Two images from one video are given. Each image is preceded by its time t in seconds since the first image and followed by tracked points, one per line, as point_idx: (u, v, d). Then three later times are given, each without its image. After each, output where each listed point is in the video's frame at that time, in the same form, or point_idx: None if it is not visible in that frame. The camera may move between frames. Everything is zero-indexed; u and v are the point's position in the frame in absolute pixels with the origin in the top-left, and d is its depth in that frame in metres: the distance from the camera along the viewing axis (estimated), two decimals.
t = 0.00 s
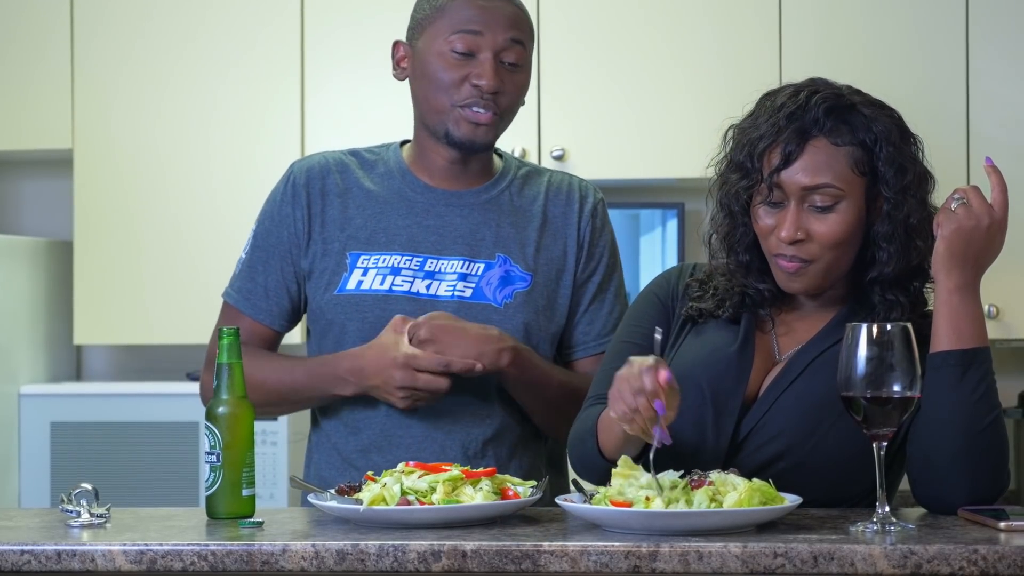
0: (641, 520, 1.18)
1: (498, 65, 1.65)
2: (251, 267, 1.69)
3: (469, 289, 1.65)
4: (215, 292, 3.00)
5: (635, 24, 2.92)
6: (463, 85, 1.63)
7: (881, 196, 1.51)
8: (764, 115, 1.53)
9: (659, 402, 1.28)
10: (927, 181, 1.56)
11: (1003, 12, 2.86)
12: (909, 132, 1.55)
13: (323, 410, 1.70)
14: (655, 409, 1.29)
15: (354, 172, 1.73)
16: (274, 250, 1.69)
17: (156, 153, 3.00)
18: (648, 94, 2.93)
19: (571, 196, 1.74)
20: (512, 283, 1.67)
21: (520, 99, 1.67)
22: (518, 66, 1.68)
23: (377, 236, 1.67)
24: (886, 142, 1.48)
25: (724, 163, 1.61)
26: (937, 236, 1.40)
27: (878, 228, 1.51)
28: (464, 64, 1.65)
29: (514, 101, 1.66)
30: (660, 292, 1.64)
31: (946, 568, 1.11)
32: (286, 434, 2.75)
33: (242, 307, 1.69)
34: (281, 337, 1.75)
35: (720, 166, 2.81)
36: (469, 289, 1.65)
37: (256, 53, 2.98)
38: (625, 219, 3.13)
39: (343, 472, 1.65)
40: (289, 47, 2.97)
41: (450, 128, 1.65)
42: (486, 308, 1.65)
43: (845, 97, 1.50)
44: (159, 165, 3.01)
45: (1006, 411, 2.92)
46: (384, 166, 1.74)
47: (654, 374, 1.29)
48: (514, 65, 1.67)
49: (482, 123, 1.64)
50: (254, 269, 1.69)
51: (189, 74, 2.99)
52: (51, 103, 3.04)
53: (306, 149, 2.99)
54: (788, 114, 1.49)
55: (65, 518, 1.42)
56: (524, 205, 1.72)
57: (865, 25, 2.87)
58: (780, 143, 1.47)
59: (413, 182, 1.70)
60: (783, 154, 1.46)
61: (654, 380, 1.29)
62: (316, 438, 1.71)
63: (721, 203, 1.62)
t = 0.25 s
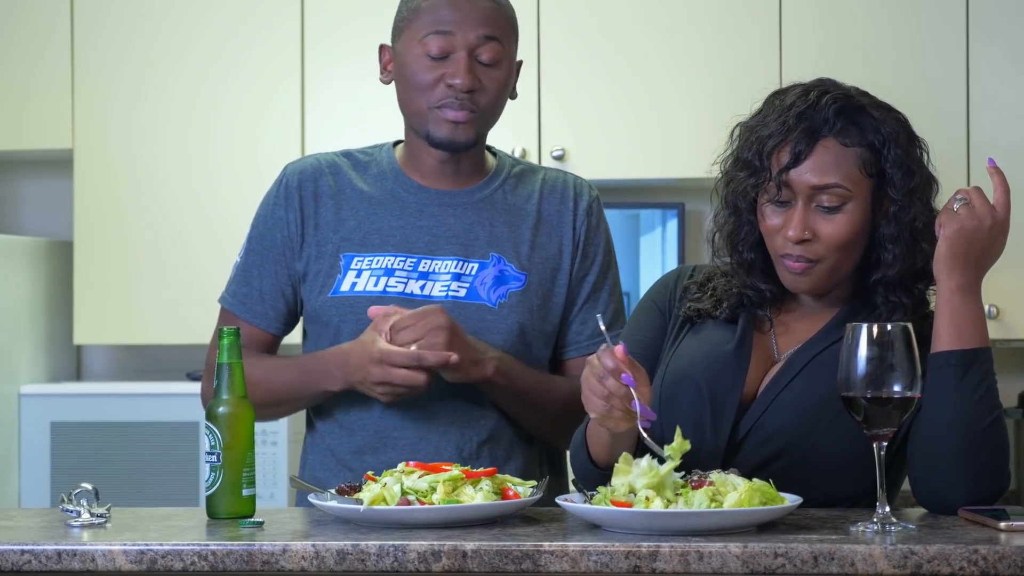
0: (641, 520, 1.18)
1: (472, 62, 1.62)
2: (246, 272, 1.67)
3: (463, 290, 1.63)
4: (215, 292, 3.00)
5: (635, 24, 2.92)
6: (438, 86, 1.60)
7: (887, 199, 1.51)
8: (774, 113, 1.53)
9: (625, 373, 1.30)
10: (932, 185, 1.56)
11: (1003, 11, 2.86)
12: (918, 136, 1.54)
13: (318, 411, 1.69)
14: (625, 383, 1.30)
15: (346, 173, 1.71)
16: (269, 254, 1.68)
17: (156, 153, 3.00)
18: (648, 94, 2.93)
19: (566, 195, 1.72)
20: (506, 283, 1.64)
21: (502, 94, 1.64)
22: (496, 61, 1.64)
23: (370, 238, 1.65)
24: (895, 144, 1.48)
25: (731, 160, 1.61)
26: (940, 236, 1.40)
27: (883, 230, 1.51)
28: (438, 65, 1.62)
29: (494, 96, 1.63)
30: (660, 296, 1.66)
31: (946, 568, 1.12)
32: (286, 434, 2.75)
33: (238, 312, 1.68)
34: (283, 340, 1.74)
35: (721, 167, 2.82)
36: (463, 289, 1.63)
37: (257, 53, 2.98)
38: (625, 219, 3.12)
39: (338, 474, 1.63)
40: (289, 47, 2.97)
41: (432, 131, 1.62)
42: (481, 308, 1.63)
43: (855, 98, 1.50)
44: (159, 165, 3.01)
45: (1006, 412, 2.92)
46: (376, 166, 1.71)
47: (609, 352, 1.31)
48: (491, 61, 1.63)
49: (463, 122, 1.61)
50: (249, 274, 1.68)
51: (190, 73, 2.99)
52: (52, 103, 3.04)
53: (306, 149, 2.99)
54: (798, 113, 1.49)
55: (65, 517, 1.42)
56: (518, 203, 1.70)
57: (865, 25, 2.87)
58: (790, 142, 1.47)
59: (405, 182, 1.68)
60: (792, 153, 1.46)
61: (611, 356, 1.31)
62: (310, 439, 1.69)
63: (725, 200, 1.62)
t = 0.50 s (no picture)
0: (641, 520, 1.18)
1: (435, 61, 1.59)
2: (244, 267, 1.66)
3: (460, 293, 1.63)
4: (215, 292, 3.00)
5: (636, 24, 2.92)
6: (402, 89, 1.58)
7: (892, 197, 1.51)
8: (776, 115, 1.53)
9: (650, 378, 1.30)
10: (935, 184, 1.56)
11: (1004, 11, 2.86)
12: (920, 135, 1.54)
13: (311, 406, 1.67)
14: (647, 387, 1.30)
15: (344, 170, 1.70)
16: (267, 249, 1.66)
17: (156, 153, 3.00)
18: (649, 94, 2.93)
19: (565, 196, 1.72)
20: (504, 286, 1.64)
21: (476, 88, 1.60)
22: (464, 56, 1.60)
23: (368, 238, 1.65)
24: (898, 144, 1.48)
25: (734, 162, 1.61)
26: (943, 236, 1.39)
27: (888, 229, 1.50)
28: (401, 67, 1.59)
29: (464, 92, 1.59)
30: (665, 297, 1.66)
31: (946, 568, 1.12)
32: (286, 434, 2.75)
33: (239, 309, 1.66)
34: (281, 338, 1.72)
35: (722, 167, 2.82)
36: (461, 292, 1.63)
37: (257, 52, 2.98)
38: (626, 220, 3.13)
39: (333, 475, 1.63)
40: (289, 47, 2.97)
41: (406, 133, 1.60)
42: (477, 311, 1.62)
43: (856, 98, 1.50)
44: (159, 165, 3.01)
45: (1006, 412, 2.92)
46: (374, 163, 1.70)
47: (641, 352, 1.30)
48: (457, 56, 1.60)
49: (434, 120, 1.59)
50: (247, 270, 1.66)
51: (190, 73, 2.99)
52: (52, 103, 3.04)
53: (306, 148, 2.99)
54: (800, 114, 1.49)
55: (65, 517, 1.42)
56: (516, 204, 1.69)
57: (865, 24, 2.87)
58: (793, 143, 1.47)
59: (402, 182, 1.67)
60: (795, 154, 1.46)
61: (643, 357, 1.30)
62: (303, 438, 1.68)
63: (728, 202, 1.62)
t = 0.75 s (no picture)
0: (641, 520, 1.18)
1: (434, 62, 1.59)
2: (244, 269, 1.65)
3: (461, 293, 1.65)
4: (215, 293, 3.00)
5: (635, 24, 2.92)
6: (399, 89, 1.58)
7: (896, 198, 1.51)
8: (780, 116, 1.53)
9: (665, 395, 1.31)
10: (940, 184, 1.56)
11: (1004, 11, 2.86)
12: (924, 135, 1.54)
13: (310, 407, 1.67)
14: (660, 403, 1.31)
15: (342, 170, 1.69)
16: (267, 250, 1.65)
17: (156, 153, 3.00)
18: (649, 94, 2.93)
19: (563, 194, 1.72)
20: (504, 286, 1.65)
21: (474, 89, 1.60)
22: (463, 57, 1.60)
23: (367, 238, 1.65)
24: (902, 144, 1.48)
25: (737, 163, 1.61)
26: (950, 236, 1.39)
27: (893, 230, 1.50)
28: (400, 67, 1.60)
29: (463, 92, 1.59)
30: (671, 296, 1.66)
31: (947, 568, 1.11)
32: (286, 434, 2.75)
33: (240, 311, 1.65)
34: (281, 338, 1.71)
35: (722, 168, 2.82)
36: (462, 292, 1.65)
37: (257, 53, 2.98)
38: (626, 220, 3.13)
39: (335, 476, 1.63)
40: (289, 47, 2.97)
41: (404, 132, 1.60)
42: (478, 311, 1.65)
43: (860, 99, 1.50)
44: (159, 166, 3.01)
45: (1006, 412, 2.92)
46: (372, 163, 1.70)
47: (659, 368, 1.31)
48: (456, 57, 1.60)
49: (431, 121, 1.58)
50: (247, 271, 1.65)
51: (189, 73, 2.99)
52: (51, 103, 3.04)
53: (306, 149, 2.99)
54: (804, 115, 1.49)
55: (65, 518, 1.42)
56: (516, 203, 1.70)
57: (865, 24, 2.87)
58: (798, 144, 1.47)
59: (401, 181, 1.67)
60: (800, 155, 1.46)
61: (660, 372, 1.31)
62: (304, 439, 1.68)
63: (732, 203, 1.62)
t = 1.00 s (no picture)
0: (641, 520, 1.18)
1: (492, 65, 1.60)
2: (243, 277, 1.65)
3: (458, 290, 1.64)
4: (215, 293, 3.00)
5: (635, 24, 2.92)
6: (455, 81, 1.58)
7: (898, 200, 1.51)
8: (782, 117, 1.52)
9: (659, 386, 1.31)
10: (942, 183, 1.56)
11: (1004, 10, 2.86)
12: (926, 137, 1.54)
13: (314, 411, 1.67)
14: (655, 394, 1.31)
15: (335, 173, 1.69)
16: (265, 258, 1.65)
17: (156, 154, 3.00)
18: (649, 95, 2.93)
19: (556, 188, 1.72)
20: (501, 280, 1.65)
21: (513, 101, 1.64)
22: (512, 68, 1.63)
23: (363, 238, 1.64)
24: (904, 147, 1.48)
25: (739, 164, 1.61)
26: (951, 236, 1.39)
27: (895, 233, 1.50)
28: (457, 59, 1.59)
29: (507, 102, 1.62)
30: (672, 296, 1.66)
31: (947, 568, 1.11)
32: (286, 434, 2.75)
33: (242, 319, 1.65)
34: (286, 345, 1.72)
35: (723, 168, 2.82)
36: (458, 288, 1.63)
37: (257, 53, 2.98)
38: (627, 220, 3.13)
39: (337, 475, 1.62)
40: (289, 48, 2.97)
41: (440, 122, 1.60)
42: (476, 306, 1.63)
43: (862, 101, 1.50)
44: (159, 166, 3.01)
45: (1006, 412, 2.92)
46: (365, 163, 1.69)
47: (652, 360, 1.31)
48: (510, 67, 1.62)
49: (476, 120, 1.60)
50: (246, 279, 1.65)
51: (189, 73, 2.99)
52: (51, 103, 3.04)
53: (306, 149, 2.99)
54: (806, 117, 1.49)
55: (65, 517, 1.42)
56: (509, 199, 1.69)
57: (865, 24, 2.87)
58: (800, 146, 1.47)
59: (396, 181, 1.66)
60: (802, 158, 1.46)
61: (653, 364, 1.31)
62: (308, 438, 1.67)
63: (734, 203, 1.62)
